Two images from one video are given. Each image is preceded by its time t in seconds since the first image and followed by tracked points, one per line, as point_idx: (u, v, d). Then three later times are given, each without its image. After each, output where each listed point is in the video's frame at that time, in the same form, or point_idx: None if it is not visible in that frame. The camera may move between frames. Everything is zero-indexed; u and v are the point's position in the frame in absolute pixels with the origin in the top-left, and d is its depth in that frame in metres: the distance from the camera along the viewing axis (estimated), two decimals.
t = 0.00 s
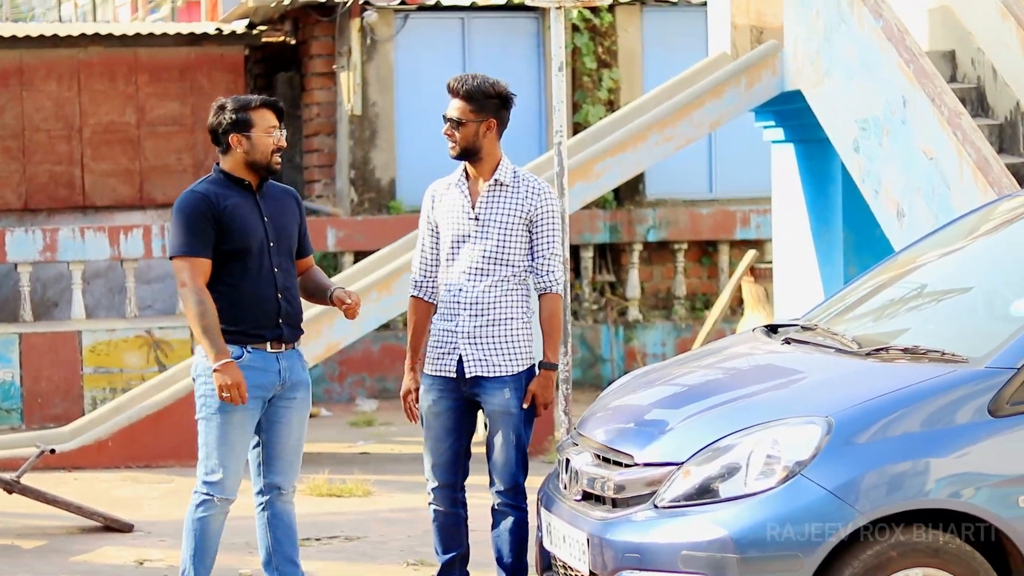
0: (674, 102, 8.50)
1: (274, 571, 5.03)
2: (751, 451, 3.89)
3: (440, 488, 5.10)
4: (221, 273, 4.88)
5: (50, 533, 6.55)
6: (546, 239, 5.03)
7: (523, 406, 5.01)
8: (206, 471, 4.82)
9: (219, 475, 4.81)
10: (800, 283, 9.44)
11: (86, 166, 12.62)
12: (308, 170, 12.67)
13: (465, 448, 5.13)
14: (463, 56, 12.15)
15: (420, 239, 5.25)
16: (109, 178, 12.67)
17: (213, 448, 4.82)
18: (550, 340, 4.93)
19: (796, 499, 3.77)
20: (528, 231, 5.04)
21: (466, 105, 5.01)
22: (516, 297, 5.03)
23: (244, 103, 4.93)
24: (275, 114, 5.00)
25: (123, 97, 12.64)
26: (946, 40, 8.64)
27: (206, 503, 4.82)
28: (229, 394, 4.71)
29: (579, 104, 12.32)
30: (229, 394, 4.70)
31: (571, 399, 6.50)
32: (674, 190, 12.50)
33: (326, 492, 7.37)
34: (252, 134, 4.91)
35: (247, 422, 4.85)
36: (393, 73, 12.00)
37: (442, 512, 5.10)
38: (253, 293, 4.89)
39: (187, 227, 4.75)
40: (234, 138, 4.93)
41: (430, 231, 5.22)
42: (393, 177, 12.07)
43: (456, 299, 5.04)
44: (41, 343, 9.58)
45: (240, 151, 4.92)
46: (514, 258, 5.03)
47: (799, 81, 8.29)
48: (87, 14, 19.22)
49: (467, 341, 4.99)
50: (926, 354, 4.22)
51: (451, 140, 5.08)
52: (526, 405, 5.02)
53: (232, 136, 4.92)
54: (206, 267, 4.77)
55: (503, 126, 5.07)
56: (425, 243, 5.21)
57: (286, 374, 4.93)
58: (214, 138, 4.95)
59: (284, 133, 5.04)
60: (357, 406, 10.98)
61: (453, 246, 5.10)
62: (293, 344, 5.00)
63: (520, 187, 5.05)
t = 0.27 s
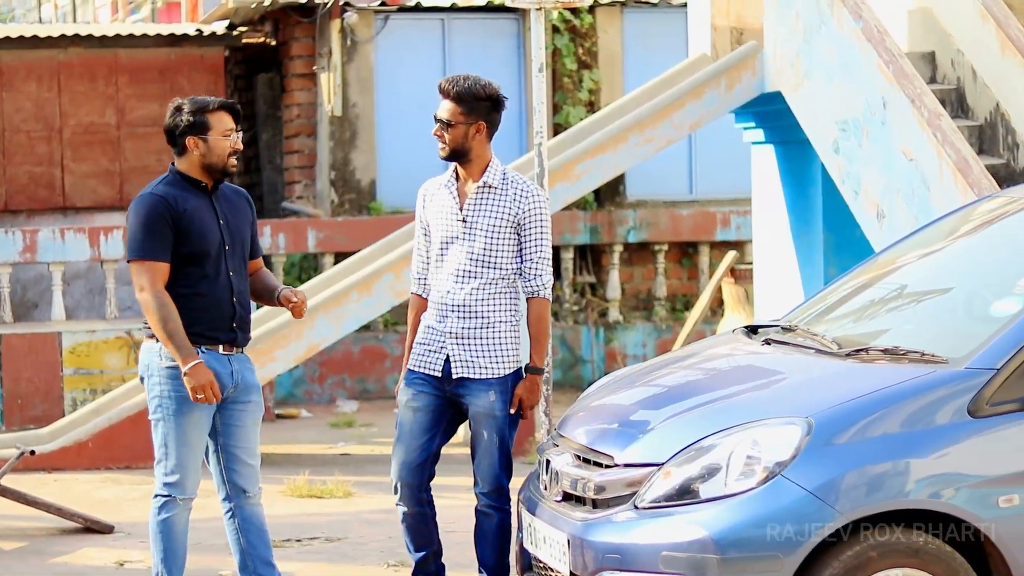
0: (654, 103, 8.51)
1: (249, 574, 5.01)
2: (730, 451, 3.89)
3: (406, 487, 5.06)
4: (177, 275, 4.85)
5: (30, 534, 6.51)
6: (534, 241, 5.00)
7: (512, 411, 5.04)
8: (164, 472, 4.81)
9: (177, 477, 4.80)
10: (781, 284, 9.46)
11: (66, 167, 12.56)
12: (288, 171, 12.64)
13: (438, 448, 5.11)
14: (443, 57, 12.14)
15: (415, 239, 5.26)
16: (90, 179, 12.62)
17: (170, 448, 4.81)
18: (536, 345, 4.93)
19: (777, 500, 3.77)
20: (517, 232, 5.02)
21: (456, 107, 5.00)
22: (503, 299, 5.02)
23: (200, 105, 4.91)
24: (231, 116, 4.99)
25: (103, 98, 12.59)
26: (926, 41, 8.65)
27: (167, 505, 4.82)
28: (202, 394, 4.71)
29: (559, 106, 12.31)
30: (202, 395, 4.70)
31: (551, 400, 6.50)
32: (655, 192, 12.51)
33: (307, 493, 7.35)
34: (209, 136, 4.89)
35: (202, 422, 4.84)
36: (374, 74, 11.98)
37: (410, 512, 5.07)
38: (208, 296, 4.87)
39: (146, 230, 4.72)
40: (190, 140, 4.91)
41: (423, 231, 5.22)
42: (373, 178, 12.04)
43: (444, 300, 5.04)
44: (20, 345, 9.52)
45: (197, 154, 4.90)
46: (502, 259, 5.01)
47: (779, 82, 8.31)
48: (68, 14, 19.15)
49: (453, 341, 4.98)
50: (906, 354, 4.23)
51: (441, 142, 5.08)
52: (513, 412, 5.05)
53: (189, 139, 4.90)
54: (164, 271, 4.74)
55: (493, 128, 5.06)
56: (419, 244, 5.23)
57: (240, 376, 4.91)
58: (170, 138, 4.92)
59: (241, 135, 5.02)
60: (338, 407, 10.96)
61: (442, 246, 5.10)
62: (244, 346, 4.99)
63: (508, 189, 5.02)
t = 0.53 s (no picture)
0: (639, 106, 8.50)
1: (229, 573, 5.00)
2: (715, 455, 3.89)
3: (404, 494, 5.06)
4: (142, 283, 4.84)
5: (13, 538, 6.47)
6: (517, 244, 5.00)
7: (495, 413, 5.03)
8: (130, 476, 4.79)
9: (142, 481, 4.79)
10: (765, 288, 9.48)
11: (50, 170, 12.49)
12: (272, 175, 12.61)
13: (432, 452, 5.10)
14: (428, 61, 12.14)
15: (395, 241, 5.24)
16: (75, 182, 12.55)
17: (135, 453, 4.79)
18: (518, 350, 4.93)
19: (761, 503, 3.77)
20: (500, 236, 5.01)
21: (440, 110, 5.00)
22: (486, 303, 5.01)
23: (170, 111, 4.89)
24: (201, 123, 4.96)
25: (88, 101, 12.55)
26: (910, 46, 8.67)
27: (136, 509, 4.81)
28: (131, 417, 4.69)
29: (544, 109, 12.29)
30: (131, 419, 4.68)
31: (535, 404, 6.50)
32: (639, 196, 12.52)
33: (291, 497, 7.33)
34: (179, 143, 4.86)
35: (167, 425, 4.82)
36: (358, 78, 11.96)
37: (404, 519, 5.06)
38: (173, 305, 4.86)
39: (113, 239, 4.69)
40: (161, 146, 4.87)
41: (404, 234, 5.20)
42: (358, 182, 12.03)
43: (427, 304, 5.03)
44: (4, 348, 9.46)
45: (167, 160, 4.87)
46: (485, 264, 5.00)
47: (764, 87, 8.34)
48: (51, 18, 19.07)
49: (436, 346, 4.97)
50: (889, 358, 4.24)
51: (424, 145, 5.07)
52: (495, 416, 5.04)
53: (159, 145, 4.86)
54: (128, 279, 4.72)
55: (477, 132, 5.05)
56: (399, 247, 5.21)
57: (201, 379, 4.92)
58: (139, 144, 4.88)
59: (210, 141, 4.99)
60: (322, 411, 10.93)
61: (425, 249, 5.08)
62: (205, 353, 5.00)
63: (491, 193, 5.02)
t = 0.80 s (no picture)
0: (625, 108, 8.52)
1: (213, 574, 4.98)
2: (703, 456, 3.90)
3: (389, 494, 5.05)
4: (116, 285, 4.84)
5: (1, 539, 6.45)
6: (496, 245, 5.03)
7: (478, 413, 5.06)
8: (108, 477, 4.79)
9: (120, 480, 4.78)
10: (753, 289, 9.50)
11: (37, 171, 12.45)
12: (260, 176, 12.59)
13: (414, 451, 5.11)
14: (415, 61, 12.14)
15: (369, 243, 5.22)
16: (62, 183, 12.51)
17: (112, 453, 4.78)
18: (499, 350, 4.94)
19: (750, 504, 3.78)
20: (479, 238, 5.03)
21: (417, 110, 5.00)
22: (466, 304, 5.02)
23: (150, 114, 4.87)
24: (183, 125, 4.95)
25: (75, 102, 12.51)
26: (897, 48, 8.69)
27: (115, 509, 4.79)
28: (99, 417, 4.66)
29: (531, 110, 12.30)
30: (99, 418, 4.65)
31: (524, 405, 6.50)
32: (626, 197, 12.54)
33: (279, 497, 7.32)
34: (159, 147, 4.85)
35: (144, 426, 4.82)
36: (346, 79, 11.95)
37: (390, 519, 5.06)
38: (147, 306, 4.85)
39: (83, 241, 4.69)
40: (141, 149, 4.86)
41: (380, 236, 5.19)
42: (345, 183, 12.02)
43: (407, 305, 5.02)
44: None
45: (147, 163, 4.86)
46: (465, 265, 5.02)
47: (751, 88, 8.35)
48: (39, 18, 19.04)
49: (418, 348, 4.97)
50: (877, 359, 4.26)
51: (401, 145, 5.05)
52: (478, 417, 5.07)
53: (139, 148, 4.85)
54: (98, 281, 4.72)
55: (454, 132, 5.05)
56: (374, 249, 5.19)
57: (177, 382, 4.91)
58: (119, 146, 4.87)
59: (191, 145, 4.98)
60: (310, 411, 10.92)
61: (402, 251, 5.08)
62: (183, 355, 4.98)
63: (469, 194, 5.03)
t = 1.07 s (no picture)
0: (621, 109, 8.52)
1: (212, 572, 4.98)
2: (702, 455, 3.91)
3: (386, 491, 5.07)
4: (109, 285, 4.83)
5: None
6: (481, 242, 5.03)
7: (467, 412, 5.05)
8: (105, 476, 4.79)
9: (117, 479, 4.78)
10: (750, 287, 9.51)
11: (35, 170, 12.44)
12: (257, 174, 12.59)
13: (407, 449, 5.11)
14: (412, 61, 12.14)
15: (354, 244, 5.22)
16: (59, 182, 12.50)
17: (109, 452, 4.79)
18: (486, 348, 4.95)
19: (749, 503, 3.79)
20: (464, 235, 5.03)
21: (398, 108, 5.00)
22: (452, 302, 5.03)
23: (142, 113, 4.87)
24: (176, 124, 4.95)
25: (72, 101, 12.50)
26: (894, 48, 8.69)
27: (113, 508, 4.80)
28: (101, 415, 4.67)
29: (528, 109, 12.29)
30: (100, 417, 4.66)
31: (521, 404, 6.50)
32: (623, 196, 12.53)
33: (276, 496, 7.32)
34: (152, 145, 4.85)
35: (140, 425, 4.82)
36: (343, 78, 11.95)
37: (388, 515, 5.07)
38: (141, 306, 4.84)
39: (74, 243, 4.68)
40: (134, 148, 4.86)
41: (365, 236, 5.19)
42: (342, 182, 12.01)
43: (394, 304, 5.02)
44: None
45: (140, 162, 4.86)
46: (450, 262, 5.02)
47: (748, 88, 8.36)
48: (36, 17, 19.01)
49: (405, 346, 4.97)
50: (875, 358, 4.26)
51: (384, 145, 5.08)
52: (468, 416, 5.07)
53: (133, 147, 4.85)
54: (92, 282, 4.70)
55: (435, 129, 5.07)
56: (360, 249, 5.19)
57: (174, 380, 4.90)
58: (113, 146, 4.87)
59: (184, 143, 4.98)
60: (307, 410, 10.92)
61: (388, 250, 5.08)
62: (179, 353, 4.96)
63: (454, 192, 5.04)
